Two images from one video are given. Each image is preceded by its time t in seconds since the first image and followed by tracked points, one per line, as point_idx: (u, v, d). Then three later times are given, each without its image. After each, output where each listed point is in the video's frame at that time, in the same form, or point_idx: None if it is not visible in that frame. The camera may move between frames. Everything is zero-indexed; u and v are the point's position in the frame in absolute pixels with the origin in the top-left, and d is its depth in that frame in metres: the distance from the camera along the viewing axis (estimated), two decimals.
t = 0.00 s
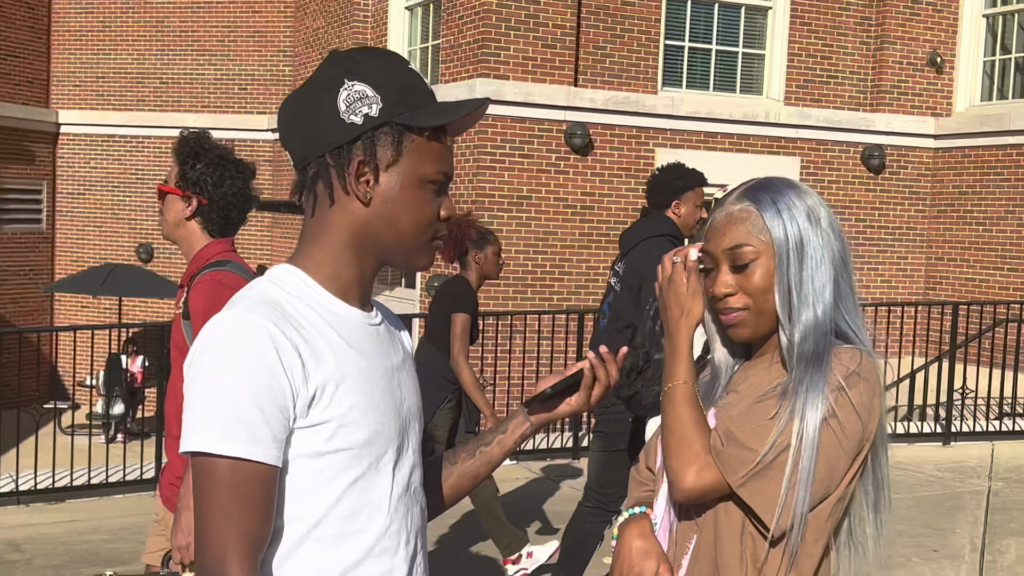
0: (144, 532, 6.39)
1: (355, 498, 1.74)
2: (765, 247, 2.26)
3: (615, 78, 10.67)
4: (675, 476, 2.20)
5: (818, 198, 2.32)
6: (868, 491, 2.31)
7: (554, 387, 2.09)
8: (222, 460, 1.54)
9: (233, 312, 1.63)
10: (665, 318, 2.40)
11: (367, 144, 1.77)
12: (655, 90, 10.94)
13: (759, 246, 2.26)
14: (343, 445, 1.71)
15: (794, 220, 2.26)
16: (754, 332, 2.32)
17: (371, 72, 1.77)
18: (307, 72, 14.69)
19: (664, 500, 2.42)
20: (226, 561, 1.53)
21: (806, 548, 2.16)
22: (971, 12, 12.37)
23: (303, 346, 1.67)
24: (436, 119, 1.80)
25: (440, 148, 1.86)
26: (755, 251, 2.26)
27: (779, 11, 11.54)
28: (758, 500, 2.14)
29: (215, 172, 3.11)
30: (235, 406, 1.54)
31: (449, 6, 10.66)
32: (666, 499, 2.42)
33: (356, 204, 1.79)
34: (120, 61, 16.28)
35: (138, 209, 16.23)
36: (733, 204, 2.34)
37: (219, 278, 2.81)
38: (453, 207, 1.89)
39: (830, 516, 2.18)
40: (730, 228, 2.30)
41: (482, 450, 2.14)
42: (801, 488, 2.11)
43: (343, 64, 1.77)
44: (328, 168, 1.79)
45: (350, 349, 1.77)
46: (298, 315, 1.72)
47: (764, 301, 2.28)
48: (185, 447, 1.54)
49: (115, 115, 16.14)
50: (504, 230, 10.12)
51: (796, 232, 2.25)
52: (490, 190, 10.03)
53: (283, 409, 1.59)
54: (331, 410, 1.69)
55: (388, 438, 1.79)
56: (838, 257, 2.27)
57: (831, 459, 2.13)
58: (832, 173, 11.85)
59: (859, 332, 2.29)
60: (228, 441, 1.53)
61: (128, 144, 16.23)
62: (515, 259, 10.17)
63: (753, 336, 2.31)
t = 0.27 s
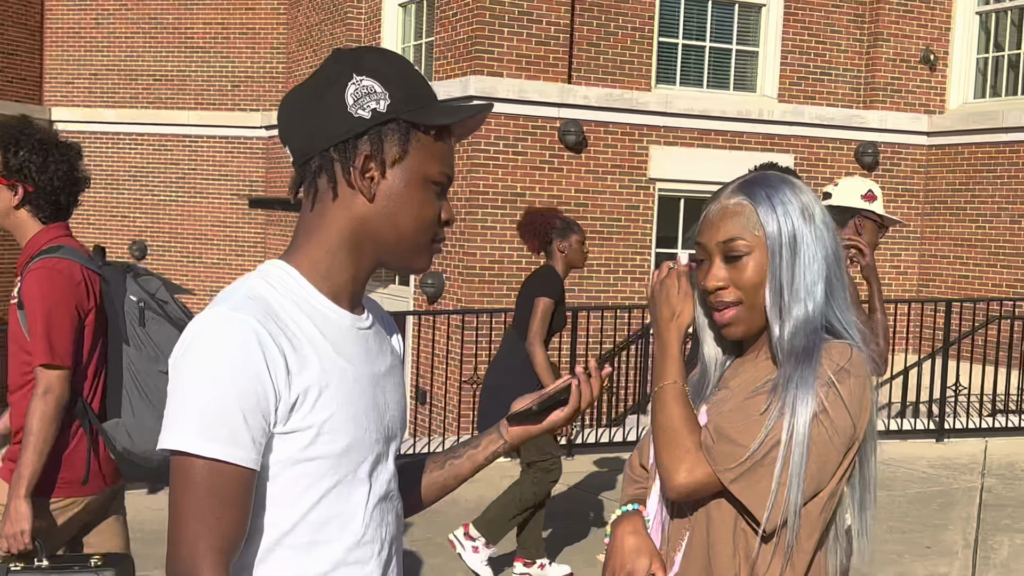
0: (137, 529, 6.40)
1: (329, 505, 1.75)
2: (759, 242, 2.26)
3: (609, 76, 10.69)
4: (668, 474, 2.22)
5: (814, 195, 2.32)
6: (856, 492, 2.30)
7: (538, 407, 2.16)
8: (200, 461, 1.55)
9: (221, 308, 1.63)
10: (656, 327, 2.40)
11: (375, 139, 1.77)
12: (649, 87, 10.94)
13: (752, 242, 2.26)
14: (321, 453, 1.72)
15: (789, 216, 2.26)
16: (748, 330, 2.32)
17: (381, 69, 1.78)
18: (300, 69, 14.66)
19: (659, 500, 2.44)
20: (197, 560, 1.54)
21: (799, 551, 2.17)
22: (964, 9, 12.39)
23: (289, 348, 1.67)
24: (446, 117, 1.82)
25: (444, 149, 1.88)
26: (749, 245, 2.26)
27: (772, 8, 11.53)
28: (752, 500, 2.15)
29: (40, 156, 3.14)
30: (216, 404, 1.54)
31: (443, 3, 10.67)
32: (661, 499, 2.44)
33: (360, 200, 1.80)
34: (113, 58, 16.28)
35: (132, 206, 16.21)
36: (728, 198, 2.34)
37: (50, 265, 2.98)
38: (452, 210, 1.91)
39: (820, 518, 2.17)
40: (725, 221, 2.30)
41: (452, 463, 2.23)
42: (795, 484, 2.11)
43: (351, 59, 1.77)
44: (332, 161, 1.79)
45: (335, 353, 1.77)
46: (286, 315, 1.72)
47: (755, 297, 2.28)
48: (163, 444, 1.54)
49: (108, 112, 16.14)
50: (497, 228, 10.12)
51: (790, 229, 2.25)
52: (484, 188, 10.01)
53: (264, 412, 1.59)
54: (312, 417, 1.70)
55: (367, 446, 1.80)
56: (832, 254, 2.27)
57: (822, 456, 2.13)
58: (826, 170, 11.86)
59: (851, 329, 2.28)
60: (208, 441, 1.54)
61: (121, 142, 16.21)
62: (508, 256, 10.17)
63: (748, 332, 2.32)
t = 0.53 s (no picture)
0: (132, 526, 6.39)
1: (323, 502, 1.74)
2: (746, 233, 2.24)
3: (604, 72, 10.66)
4: (660, 477, 2.21)
5: (807, 187, 2.30)
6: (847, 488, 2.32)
7: (526, 406, 2.20)
8: (190, 454, 1.54)
9: (217, 305, 1.64)
10: (647, 336, 2.40)
11: (374, 140, 1.78)
12: (644, 83, 10.95)
13: (738, 232, 2.25)
14: (314, 450, 1.71)
15: (778, 208, 2.23)
16: (730, 321, 2.31)
17: (383, 70, 1.78)
18: (295, 66, 14.65)
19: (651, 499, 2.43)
20: (175, 556, 1.52)
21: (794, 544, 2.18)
22: (959, 6, 12.41)
23: (285, 346, 1.68)
24: (447, 119, 1.82)
25: (444, 148, 1.88)
26: (735, 235, 2.25)
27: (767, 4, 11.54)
28: (746, 501, 2.15)
29: None
30: (207, 397, 1.54)
31: None
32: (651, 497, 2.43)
33: (359, 201, 1.81)
34: (107, 55, 16.21)
35: (127, 203, 16.18)
36: (721, 187, 2.33)
37: None
38: (452, 210, 1.91)
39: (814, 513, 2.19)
40: (715, 210, 2.29)
41: (449, 463, 2.23)
42: (786, 480, 2.12)
43: (351, 60, 1.77)
44: (332, 161, 1.79)
45: (331, 350, 1.77)
46: (283, 313, 1.73)
47: (739, 286, 2.26)
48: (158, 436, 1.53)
49: (102, 109, 16.09)
50: (492, 224, 10.12)
51: (778, 221, 2.22)
52: (479, 184, 10.02)
53: (256, 409, 1.59)
54: (308, 413, 1.70)
55: (363, 442, 1.80)
56: (822, 247, 2.25)
57: (813, 450, 2.14)
58: (820, 167, 11.89)
59: (844, 324, 2.27)
60: (199, 435, 1.53)
61: (116, 139, 16.17)
62: (503, 253, 10.18)
63: (729, 324, 2.31)
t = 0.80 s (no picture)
0: (126, 524, 6.38)
1: (344, 485, 1.78)
2: (720, 237, 2.24)
3: (598, 69, 10.64)
4: (643, 478, 2.20)
5: (787, 182, 2.28)
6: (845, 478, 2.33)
7: (523, 389, 2.25)
8: (214, 444, 1.59)
9: (238, 301, 1.69)
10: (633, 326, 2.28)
11: (375, 139, 1.79)
12: (638, 80, 10.95)
13: (714, 234, 2.25)
14: (337, 433, 1.76)
15: (752, 206, 2.22)
16: (714, 320, 2.31)
17: (382, 70, 1.78)
18: (288, 62, 14.61)
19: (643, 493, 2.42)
20: (205, 539, 1.58)
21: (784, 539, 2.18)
22: (952, 3, 12.41)
23: (303, 338, 1.72)
24: (443, 115, 1.82)
25: (446, 144, 1.88)
26: (712, 237, 2.25)
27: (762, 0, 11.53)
28: (728, 497, 2.13)
29: None
30: (229, 393, 1.59)
31: None
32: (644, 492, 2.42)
33: (362, 197, 1.82)
34: (100, 51, 16.16)
35: (121, 200, 16.15)
36: (699, 189, 2.33)
37: None
38: (457, 202, 1.92)
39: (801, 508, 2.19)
40: (692, 212, 2.30)
41: (461, 445, 2.25)
42: (772, 477, 2.12)
43: (350, 63, 1.78)
44: (336, 162, 1.81)
45: (346, 339, 1.80)
46: (301, 305, 1.76)
47: (717, 285, 2.26)
48: (191, 427, 1.58)
49: (96, 106, 16.06)
50: (486, 221, 10.12)
51: (753, 220, 2.21)
52: (473, 180, 10.01)
53: (276, 398, 1.64)
54: (328, 399, 1.74)
55: (383, 426, 1.83)
56: (800, 243, 2.22)
57: (799, 447, 2.14)
58: (814, 163, 11.88)
59: (830, 319, 2.26)
60: (224, 425, 1.58)
61: (111, 135, 16.14)
62: (497, 250, 10.17)
63: (715, 322, 2.31)
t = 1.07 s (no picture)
0: (119, 521, 6.37)
1: (360, 472, 1.79)
2: (707, 237, 2.26)
3: (592, 66, 10.66)
4: (633, 473, 2.22)
5: (776, 181, 2.27)
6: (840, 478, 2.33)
7: (504, 390, 2.24)
8: (235, 435, 1.59)
9: (256, 299, 1.68)
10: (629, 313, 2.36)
11: (377, 142, 1.77)
12: (632, 78, 10.95)
13: (700, 234, 2.27)
14: (354, 422, 1.77)
15: (737, 206, 2.23)
16: (704, 318, 2.33)
17: (387, 75, 1.77)
18: (282, 59, 14.59)
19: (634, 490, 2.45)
20: (230, 528, 1.58)
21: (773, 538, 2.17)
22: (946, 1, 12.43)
23: (322, 332, 1.72)
24: (446, 119, 1.79)
25: (447, 148, 1.85)
26: (698, 237, 2.27)
27: None
28: (716, 495, 2.13)
29: None
30: (254, 386, 1.59)
31: None
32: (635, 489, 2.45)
33: (366, 199, 1.81)
34: (94, 48, 16.13)
35: (115, 197, 16.12)
36: (688, 191, 2.35)
37: None
38: (460, 201, 1.90)
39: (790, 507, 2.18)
40: (680, 213, 2.32)
41: (456, 434, 2.25)
42: (760, 476, 2.11)
43: (355, 68, 1.77)
44: (341, 166, 1.81)
45: (361, 331, 1.81)
46: (319, 301, 1.77)
47: (703, 283, 2.28)
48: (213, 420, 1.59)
49: (89, 102, 16.03)
50: (480, 218, 10.11)
51: (737, 220, 2.22)
52: (467, 178, 10.01)
53: (297, 392, 1.65)
54: (345, 391, 1.75)
55: (396, 414, 1.85)
56: (785, 242, 2.21)
57: (790, 444, 2.13)
58: (808, 161, 11.88)
59: (821, 318, 2.25)
60: (250, 418, 1.58)
61: (105, 132, 16.11)
62: (491, 247, 10.17)
63: (706, 321, 2.32)
